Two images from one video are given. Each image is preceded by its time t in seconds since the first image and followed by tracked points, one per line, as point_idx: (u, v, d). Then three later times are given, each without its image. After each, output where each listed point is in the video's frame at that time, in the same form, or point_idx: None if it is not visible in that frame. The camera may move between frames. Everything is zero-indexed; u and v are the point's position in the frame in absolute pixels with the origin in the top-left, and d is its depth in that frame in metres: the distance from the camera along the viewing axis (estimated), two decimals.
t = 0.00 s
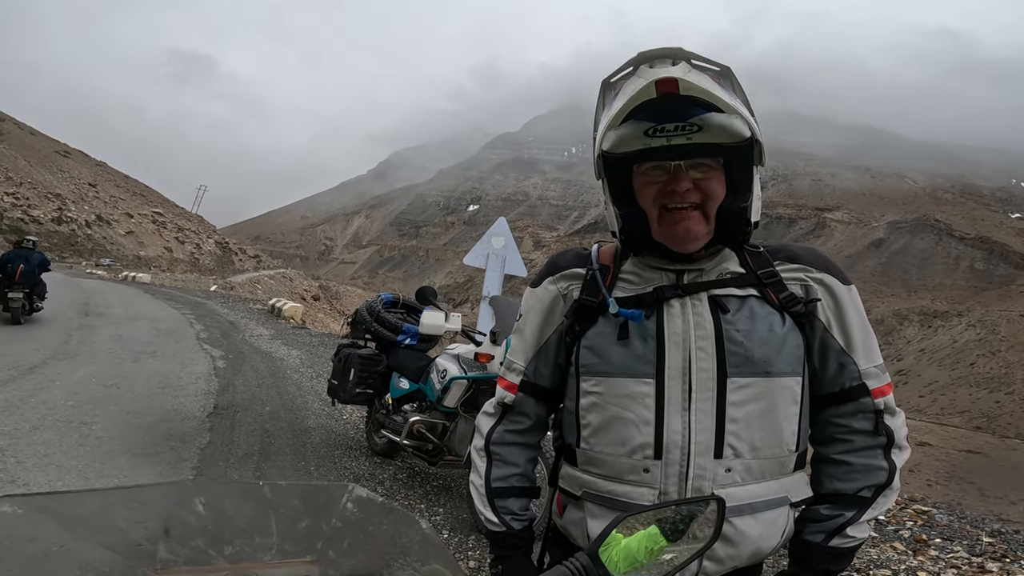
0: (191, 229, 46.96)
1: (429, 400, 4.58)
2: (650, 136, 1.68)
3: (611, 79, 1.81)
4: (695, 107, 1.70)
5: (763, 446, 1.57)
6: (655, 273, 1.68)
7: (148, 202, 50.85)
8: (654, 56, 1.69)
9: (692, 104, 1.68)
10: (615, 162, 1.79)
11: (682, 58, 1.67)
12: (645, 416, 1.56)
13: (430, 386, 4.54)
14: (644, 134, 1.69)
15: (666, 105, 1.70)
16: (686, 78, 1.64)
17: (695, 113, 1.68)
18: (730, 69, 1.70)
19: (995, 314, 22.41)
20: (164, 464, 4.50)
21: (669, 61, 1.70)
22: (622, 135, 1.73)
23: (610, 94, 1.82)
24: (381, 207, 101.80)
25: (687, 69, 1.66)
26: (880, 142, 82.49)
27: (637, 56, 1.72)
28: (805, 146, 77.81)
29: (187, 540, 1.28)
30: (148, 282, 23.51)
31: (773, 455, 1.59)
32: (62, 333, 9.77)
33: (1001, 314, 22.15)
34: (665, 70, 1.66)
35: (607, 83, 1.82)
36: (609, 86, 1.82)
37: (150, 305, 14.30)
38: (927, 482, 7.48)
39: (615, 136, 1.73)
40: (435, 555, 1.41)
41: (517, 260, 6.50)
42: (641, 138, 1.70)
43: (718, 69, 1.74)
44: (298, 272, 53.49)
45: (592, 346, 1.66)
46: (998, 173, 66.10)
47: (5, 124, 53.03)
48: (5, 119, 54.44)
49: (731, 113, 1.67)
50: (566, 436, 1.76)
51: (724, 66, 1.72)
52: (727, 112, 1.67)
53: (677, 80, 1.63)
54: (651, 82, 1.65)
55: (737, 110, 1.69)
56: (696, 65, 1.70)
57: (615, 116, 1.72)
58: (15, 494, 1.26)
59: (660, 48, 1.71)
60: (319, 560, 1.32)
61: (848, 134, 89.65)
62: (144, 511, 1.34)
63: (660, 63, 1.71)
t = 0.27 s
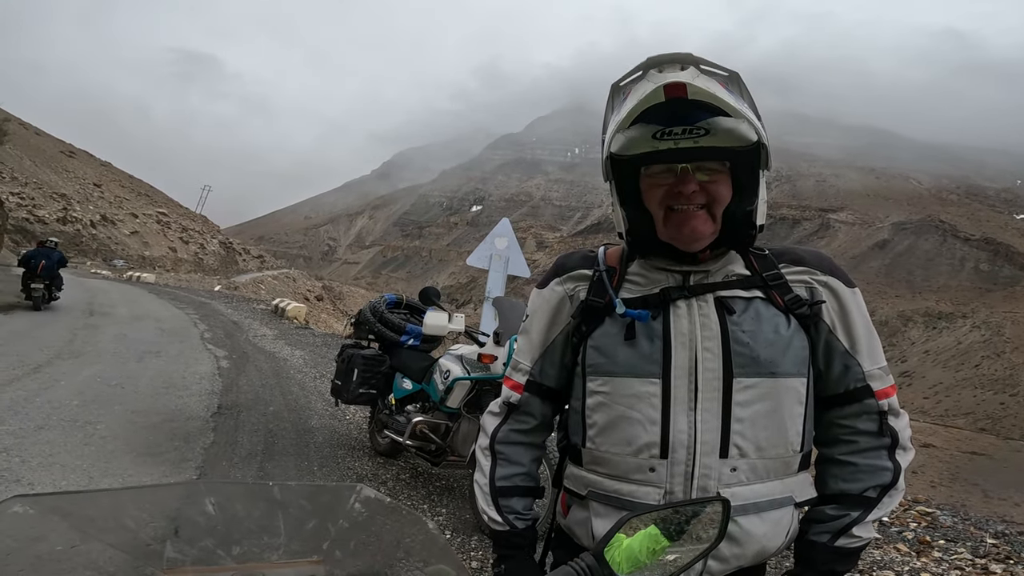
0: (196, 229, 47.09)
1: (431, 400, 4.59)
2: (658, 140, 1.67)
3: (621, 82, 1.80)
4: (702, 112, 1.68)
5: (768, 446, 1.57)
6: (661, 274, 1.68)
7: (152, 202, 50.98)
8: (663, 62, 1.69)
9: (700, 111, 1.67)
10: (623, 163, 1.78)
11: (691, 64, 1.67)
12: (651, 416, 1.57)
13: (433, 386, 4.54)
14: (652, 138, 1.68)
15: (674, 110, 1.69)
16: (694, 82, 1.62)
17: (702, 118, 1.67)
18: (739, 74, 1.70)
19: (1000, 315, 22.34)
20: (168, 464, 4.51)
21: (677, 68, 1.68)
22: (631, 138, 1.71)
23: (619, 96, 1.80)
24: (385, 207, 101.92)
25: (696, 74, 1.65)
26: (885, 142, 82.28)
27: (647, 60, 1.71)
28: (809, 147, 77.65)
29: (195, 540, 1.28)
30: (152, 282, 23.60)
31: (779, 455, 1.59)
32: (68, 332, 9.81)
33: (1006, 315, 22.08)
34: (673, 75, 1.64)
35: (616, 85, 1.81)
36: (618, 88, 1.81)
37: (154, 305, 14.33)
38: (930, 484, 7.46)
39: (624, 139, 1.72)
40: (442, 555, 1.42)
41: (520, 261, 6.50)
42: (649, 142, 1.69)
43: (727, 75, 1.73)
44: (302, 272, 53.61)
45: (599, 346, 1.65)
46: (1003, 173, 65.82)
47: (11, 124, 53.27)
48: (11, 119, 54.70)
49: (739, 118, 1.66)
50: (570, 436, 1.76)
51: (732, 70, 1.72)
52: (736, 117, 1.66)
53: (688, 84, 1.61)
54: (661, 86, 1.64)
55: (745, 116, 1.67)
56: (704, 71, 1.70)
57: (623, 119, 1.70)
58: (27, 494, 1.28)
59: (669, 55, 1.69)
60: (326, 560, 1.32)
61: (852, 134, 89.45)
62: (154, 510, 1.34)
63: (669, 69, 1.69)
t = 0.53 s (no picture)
0: (198, 229, 47.20)
1: (433, 401, 4.59)
2: (656, 137, 1.69)
3: (620, 86, 1.83)
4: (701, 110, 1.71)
5: (765, 448, 1.57)
6: (660, 276, 1.68)
7: (155, 203, 51.12)
8: (662, 62, 1.74)
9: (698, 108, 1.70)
10: (623, 164, 1.79)
11: (688, 63, 1.72)
12: (649, 417, 1.57)
13: (434, 387, 4.55)
14: (652, 135, 1.70)
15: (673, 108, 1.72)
16: (691, 79, 1.70)
17: (700, 116, 1.70)
18: (736, 75, 1.75)
19: (1002, 314, 22.30)
20: (170, 465, 4.51)
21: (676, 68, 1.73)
22: (630, 136, 1.73)
23: (619, 100, 1.84)
24: (387, 207, 101.97)
25: (692, 73, 1.71)
26: (887, 142, 82.16)
27: (645, 61, 1.76)
28: (811, 146, 77.55)
29: (195, 543, 1.31)
30: (155, 282, 23.68)
31: (777, 457, 1.59)
32: (71, 333, 9.83)
33: (1009, 315, 22.04)
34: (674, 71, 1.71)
35: (616, 89, 1.84)
36: (618, 91, 1.84)
37: (156, 306, 14.36)
38: (933, 484, 7.44)
39: (624, 138, 1.74)
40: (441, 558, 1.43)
41: (521, 261, 6.49)
42: (647, 140, 1.71)
43: (724, 77, 1.78)
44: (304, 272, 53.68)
45: (598, 348, 1.65)
46: (1005, 172, 65.62)
47: (14, 125, 53.43)
48: (14, 121, 54.87)
49: (735, 115, 1.70)
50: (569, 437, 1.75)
51: (729, 73, 1.76)
52: (732, 113, 1.69)
53: (683, 79, 1.69)
54: (659, 82, 1.70)
55: (742, 113, 1.71)
56: (702, 72, 1.74)
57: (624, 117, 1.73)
58: (29, 499, 1.43)
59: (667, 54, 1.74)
60: (325, 563, 1.32)
61: (854, 133, 89.32)
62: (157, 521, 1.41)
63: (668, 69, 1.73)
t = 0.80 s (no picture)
0: (201, 230, 47.28)
1: (443, 399, 4.58)
2: (685, 138, 1.68)
3: (648, 83, 1.79)
4: (730, 110, 1.68)
5: (796, 440, 1.57)
6: (686, 269, 1.68)
7: (158, 204, 51.23)
8: (692, 60, 1.69)
9: (729, 107, 1.67)
10: (650, 162, 1.76)
11: (719, 63, 1.68)
12: (678, 409, 1.56)
13: (444, 385, 4.54)
14: (680, 135, 1.68)
15: (702, 107, 1.69)
16: (724, 81, 1.64)
17: (730, 116, 1.67)
18: (766, 75, 1.70)
19: (1007, 313, 22.23)
20: (181, 464, 4.52)
21: (706, 66, 1.69)
22: (658, 136, 1.70)
23: (646, 97, 1.79)
24: (389, 207, 102.06)
25: (724, 73, 1.66)
26: (890, 140, 81.98)
27: (675, 60, 1.71)
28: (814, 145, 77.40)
29: (246, 540, 1.31)
30: (159, 282, 23.71)
31: (807, 449, 1.58)
32: (77, 333, 9.85)
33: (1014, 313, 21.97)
34: (704, 75, 1.65)
35: (643, 86, 1.80)
36: (646, 88, 1.81)
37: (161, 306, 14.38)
38: (941, 482, 7.42)
39: (652, 137, 1.71)
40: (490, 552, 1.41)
41: (527, 260, 6.49)
42: (676, 139, 1.69)
43: (754, 75, 1.74)
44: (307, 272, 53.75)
45: (626, 340, 1.64)
46: (1010, 170, 65.30)
47: (17, 126, 53.58)
48: (17, 122, 55.05)
49: (766, 116, 1.66)
50: (595, 430, 1.75)
51: (760, 71, 1.72)
52: (763, 114, 1.66)
53: (717, 83, 1.62)
54: (691, 84, 1.63)
55: (772, 114, 1.68)
56: (732, 71, 1.70)
57: (653, 117, 1.69)
58: (87, 496, 1.37)
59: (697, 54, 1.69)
60: (369, 560, 1.32)
61: (857, 132, 89.12)
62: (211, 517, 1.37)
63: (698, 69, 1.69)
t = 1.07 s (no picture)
0: (203, 232, 47.32)
1: (448, 401, 4.57)
2: (696, 147, 1.68)
3: (660, 91, 1.79)
4: (744, 118, 1.67)
5: (807, 444, 1.57)
6: (697, 275, 1.68)
7: (161, 206, 51.35)
8: (706, 69, 1.68)
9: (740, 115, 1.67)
10: (662, 169, 1.77)
11: (733, 71, 1.67)
12: (689, 413, 1.56)
13: (448, 387, 4.53)
14: (693, 143, 1.68)
15: (716, 116, 1.68)
16: (737, 93, 1.63)
17: (741, 124, 1.67)
18: (779, 83, 1.69)
19: (1010, 312, 22.20)
20: (186, 466, 4.52)
21: (719, 75, 1.68)
22: (669, 144, 1.71)
23: (658, 105, 1.79)
24: (391, 208, 102.12)
25: (737, 83, 1.65)
26: (892, 140, 81.96)
27: (689, 68, 1.70)
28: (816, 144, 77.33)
29: (266, 549, 1.29)
30: (160, 284, 23.74)
31: (818, 452, 1.58)
32: (80, 336, 9.86)
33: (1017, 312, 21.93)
34: (716, 87, 1.63)
35: (655, 94, 1.80)
36: (657, 95, 1.79)
37: (164, 308, 14.43)
38: (945, 483, 7.40)
39: (664, 146, 1.71)
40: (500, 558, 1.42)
41: (529, 261, 6.49)
42: (687, 148, 1.69)
43: (768, 82, 1.72)
44: (309, 273, 53.78)
45: (637, 345, 1.64)
46: (1012, 170, 65.15)
47: (19, 128, 53.67)
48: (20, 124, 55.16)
49: (780, 127, 1.65)
50: (605, 434, 1.75)
51: (775, 77, 1.70)
52: (776, 124, 1.65)
53: (730, 95, 1.61)
54: (704, 95, 1.63)
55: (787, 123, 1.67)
56: (746, 79, 1.69)
57: (666, 127, 1.69)
58: (111, 508, 1.30)
59: (710, 62, 1.68)
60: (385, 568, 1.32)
61: (859, 131, 89.04)
62: (230, 523, 1.33)
63: (711, 78, 1.68)
